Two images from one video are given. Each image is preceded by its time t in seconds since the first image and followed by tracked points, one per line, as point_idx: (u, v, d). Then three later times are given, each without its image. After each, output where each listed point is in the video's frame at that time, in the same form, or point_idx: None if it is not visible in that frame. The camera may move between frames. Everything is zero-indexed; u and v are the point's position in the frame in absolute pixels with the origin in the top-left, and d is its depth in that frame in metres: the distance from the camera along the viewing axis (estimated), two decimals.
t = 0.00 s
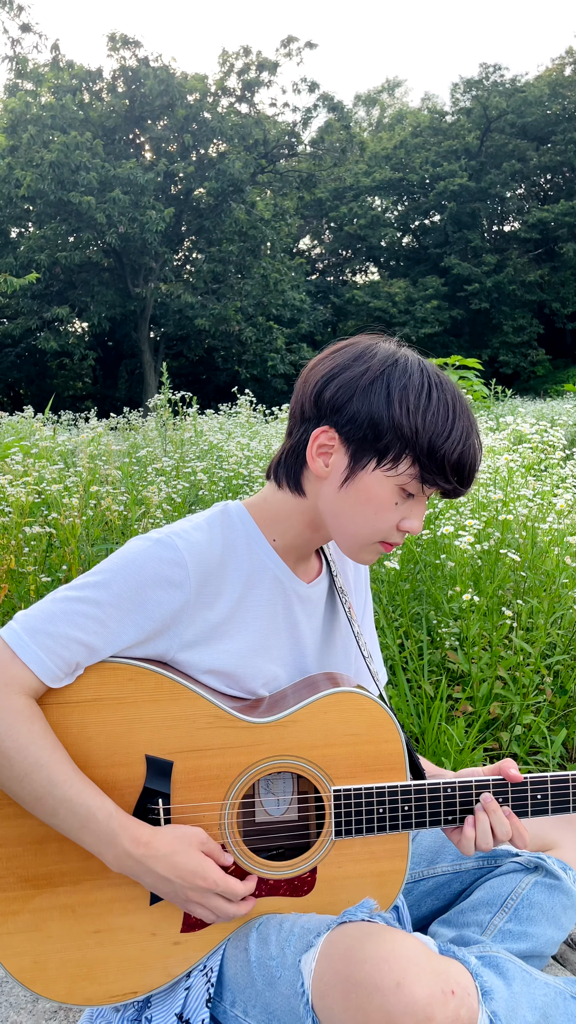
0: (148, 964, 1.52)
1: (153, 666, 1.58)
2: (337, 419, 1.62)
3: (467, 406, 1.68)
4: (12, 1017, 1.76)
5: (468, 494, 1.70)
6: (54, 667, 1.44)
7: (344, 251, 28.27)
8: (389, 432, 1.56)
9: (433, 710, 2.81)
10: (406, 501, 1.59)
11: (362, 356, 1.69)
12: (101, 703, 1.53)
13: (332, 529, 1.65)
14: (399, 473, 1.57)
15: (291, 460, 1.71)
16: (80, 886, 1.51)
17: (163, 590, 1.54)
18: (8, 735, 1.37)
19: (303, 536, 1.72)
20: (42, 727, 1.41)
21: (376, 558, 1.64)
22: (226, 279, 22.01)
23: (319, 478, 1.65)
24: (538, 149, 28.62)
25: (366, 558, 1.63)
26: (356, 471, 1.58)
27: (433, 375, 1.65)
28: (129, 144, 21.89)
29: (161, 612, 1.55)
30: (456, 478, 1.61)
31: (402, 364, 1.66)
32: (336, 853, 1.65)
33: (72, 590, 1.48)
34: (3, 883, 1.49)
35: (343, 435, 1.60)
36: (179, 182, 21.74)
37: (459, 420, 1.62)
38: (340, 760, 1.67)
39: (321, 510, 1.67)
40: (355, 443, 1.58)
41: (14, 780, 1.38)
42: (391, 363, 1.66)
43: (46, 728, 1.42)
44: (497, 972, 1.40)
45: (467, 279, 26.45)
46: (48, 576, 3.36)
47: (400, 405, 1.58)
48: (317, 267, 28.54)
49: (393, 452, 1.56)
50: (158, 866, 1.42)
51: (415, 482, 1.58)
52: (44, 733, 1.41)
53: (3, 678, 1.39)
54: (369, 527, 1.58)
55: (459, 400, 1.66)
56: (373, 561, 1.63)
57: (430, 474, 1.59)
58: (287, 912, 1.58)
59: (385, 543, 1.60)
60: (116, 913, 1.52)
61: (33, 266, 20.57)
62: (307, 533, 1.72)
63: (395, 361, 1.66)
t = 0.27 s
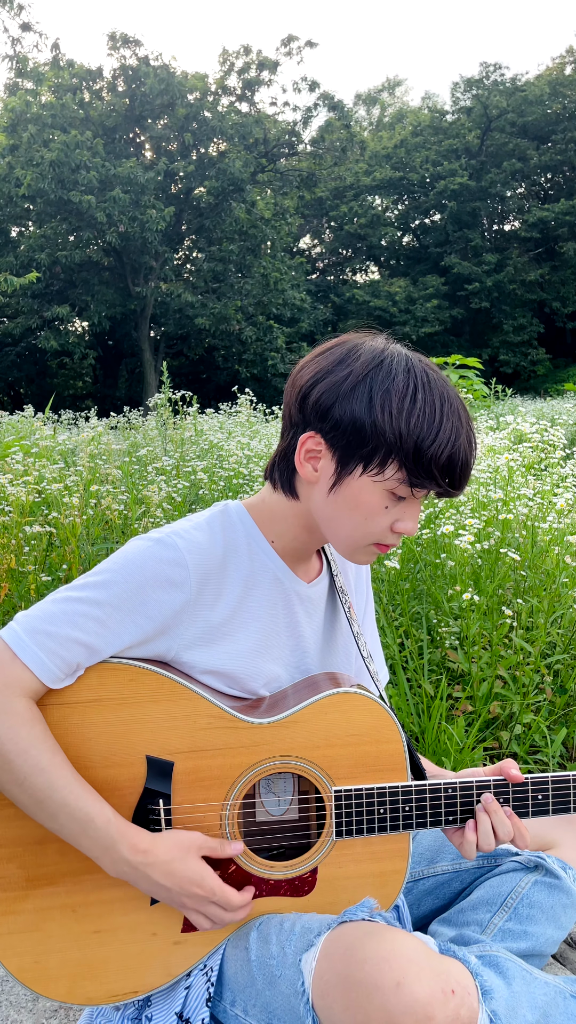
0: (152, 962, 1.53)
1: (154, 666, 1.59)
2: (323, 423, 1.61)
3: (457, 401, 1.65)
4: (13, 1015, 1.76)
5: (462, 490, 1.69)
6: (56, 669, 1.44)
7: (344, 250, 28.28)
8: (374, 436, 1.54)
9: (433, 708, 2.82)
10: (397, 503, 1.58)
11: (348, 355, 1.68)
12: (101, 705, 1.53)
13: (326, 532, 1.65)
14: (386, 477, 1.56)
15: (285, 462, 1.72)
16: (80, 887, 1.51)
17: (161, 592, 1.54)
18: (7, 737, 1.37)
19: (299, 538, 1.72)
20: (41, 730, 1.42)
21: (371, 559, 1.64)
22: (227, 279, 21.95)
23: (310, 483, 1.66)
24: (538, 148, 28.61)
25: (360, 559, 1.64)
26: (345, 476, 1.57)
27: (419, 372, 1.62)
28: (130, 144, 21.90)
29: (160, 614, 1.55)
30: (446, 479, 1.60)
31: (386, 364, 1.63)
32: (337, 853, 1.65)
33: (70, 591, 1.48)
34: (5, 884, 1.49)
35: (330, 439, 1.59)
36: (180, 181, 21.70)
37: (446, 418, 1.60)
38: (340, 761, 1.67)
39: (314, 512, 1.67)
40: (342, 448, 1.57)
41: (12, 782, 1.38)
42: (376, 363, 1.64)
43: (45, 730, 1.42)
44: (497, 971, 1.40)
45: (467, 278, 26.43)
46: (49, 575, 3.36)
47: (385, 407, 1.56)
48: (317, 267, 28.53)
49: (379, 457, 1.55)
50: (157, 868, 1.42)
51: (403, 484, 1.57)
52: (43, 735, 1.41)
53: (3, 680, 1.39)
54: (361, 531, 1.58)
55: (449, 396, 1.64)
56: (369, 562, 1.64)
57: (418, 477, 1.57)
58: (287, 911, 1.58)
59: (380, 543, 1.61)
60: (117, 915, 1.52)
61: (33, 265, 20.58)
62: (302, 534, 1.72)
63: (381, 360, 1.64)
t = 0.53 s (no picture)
0: (152, 965, 1.52)
1: (149, 667, 1.58)
2: (312, 417, 1.61)
3: (446, 385, 1.64)
4: (13, 1014, 1.77)
5: (456, 476, 1.68)
6: (46, 671, 1.43)
7: (344, 249, 28.29)
8: (363, 430, 1.54)
9: (433, 708, 2.82)
10: (390, 493, 1.58)
11: (332, 346, 1.66)
12: (97, 709, 1.53)
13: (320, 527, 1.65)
14: (378, 469, 1.55)
15: (276, 457, 1.71)
16: (80, 888, 1.51)
17: (150, 589, 1.54)
18: None
19: (293, 533, 1.72)
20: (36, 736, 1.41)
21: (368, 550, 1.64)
22: (227, 278, 21.91)
23: (301, 477, 1.66)
24: (538, 147, 28.60)
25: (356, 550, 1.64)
26: (336, 470, 1.57)
27: (406, 358, 1.61)
28: (130, 143, 21.89)
29: (150, 610, 1.55)
30: (439, 466, 1.59)
31: (371, 353, 1.62)
32: (337, 853, 1.65)
33: (57, 594, 1.48)
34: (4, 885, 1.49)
35: (318, 434, 1.59)
36: (180, 180, 21.67)
37: (436, 405, 1.58)
38: (339, 761, 1.67)
39: (307, 507, 1.67)
40: (331, 443, 1.57)
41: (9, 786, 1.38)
42: (361, 352, 1.62)
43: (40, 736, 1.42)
44: (496, 970, 1.41)
45: (467, 277, 26.40)
46: (49, 574, 3.36)
47: (373, 399, 1.55)
48: (317, 266, 28.53)
49: (371, 449, 1.54)
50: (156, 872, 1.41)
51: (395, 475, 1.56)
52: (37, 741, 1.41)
53: None
54: (354, 525, 1.59)
55: (438, 381, 1.62)
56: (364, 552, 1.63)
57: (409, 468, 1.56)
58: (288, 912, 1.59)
59: (374, 535, 1.61)
60: (116, 917, 1.52)
61: (33, 265, 20.64)
62: (296, 530, 1.72)
63: (367, 349, 1.63)
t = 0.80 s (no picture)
0: (153, 969, 1.52)
1: (142, 680, 1.55)
2: (297, 381, 1.59)
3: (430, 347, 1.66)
4: (14, 1013, 1.77)
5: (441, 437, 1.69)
6: (35, 690, 1.43)
7: (344, 248, 28.29)
8: (354, 384, 1.53)
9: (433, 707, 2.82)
10: (382, 457, 1.57)
11: (317, 307, 1.65)
12: (91, 723, 1.51)
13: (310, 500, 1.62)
14: (371, 429, 1.55)
15: (260, 428, 1.69)
16: (85, 896, 1.50)
17: (135, 593, 1.52)
18: None
19: (282, 517, 1.69)
20: (28, 754, 1.41)
21: (360, 522, 1.61)
22: (226, 277, 21.87)
23: (289, 448, 1.63)
24: (538, 147, 28.60)
25: (346, 524, 1.61)
26: (326, 433, 1.55)
27: (390, 319, 1.62)
28: (130, 142, 21.90)
29: (139, 616, 1.54)
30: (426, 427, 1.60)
31: (358, 310, 1.62)
32: (343, 859, 1.65)
33: (37, 610, 1.48)
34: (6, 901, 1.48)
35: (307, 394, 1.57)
36: (179, 179, 21.66)
37: (424, 363, 1.60)
38: (343, 769, 1.65)
39: (295, 482, 1.63)
40: (321, 403, 1.55)
41: (4, 805, 1.38)
42: (344, 310, 1.63)
43: (32, 753, 1.41)
44: (499, 972, 1.40)
45: (467, 276, 26.38)
46: (49, 573, 3.35)
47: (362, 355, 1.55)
48: (317, 265, 28.54)
49: (362, 409, 1.54)
50: (162, 875, 1.42)
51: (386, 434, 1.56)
52: (30, 760, 1.40)
53: None
54: (347, 491, 1.56)
55: (422, 341, 1.64)
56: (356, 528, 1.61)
57: (401, 426, 1.57)
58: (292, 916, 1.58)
59: (366, 504, 1.59)
60: (119, 928, 1.51)
61: (33, 264, 20.74)
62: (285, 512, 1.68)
63: (349, 312, 1.63)
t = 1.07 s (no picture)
0: (153, 967, 1.52)
1: (149, 687, 1.55)
2: (242, 378, 1.64)
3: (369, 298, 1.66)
4: (13, 1012, 1.77)
5: (407, 373, 1.65)
6: (38, 702, 1.45)
7: (344, 247, 28.28)
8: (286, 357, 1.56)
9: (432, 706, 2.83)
10: (346, 414, 1.55)
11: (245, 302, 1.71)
12: (96, 730, 1.52)
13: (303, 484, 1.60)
14: (319, 388, 1.54)
15: (236, 437, 1.73)
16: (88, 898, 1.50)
17: (144, 598, 1.51)
18: None
19: (285, 513, 1.67)
20: (28, 771, 1.42)
21: (353, 492, 1.57)
22: (226, 276, 21.83)
23: (264, 440, 1.64)
24: (538, 146, 28.59)
25: (342, 497, 1.57)
26: (280, 412, 1.57)
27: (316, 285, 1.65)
28: (129, 141, 21.92)
29: (147, 622, 1.52)
30: (382, 374, 1.58)
31: (280, 290, 1.66)
32: (348, 864, 1.65)
33: (45, 612, 1.48)
34: (8, 900, 1.49)
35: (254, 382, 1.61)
36: (179, 178, 21.67)
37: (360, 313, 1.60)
38: (351, 776, 1.64)
39: (282, 472, 1.63)
40: (265, 385, 1.59)
41: (5, 821, 1.40)
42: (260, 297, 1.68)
43: (32, 770, 1.43)
44: (501, 974, 1.40)
45: (467, 275, 26.36)
46: (48, 573, 3.35)
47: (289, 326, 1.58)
48: (317, 264, 28.55)
49: (303, 373, 1.55)
50: (150, 906, 1.41)
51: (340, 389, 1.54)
52: (29, 776, 1.42)
53: None
54: (324, 462, 1.54)
55: (344, 290, 1.64)
56: (354, 501, 1.57)
57: (348, 371, 1.55)
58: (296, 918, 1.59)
59: (353, 470, 1.55)
60: (118, 941, 1.51)
61: (33, 263, 20.75)
62: (287, 508, 1.66)
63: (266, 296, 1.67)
